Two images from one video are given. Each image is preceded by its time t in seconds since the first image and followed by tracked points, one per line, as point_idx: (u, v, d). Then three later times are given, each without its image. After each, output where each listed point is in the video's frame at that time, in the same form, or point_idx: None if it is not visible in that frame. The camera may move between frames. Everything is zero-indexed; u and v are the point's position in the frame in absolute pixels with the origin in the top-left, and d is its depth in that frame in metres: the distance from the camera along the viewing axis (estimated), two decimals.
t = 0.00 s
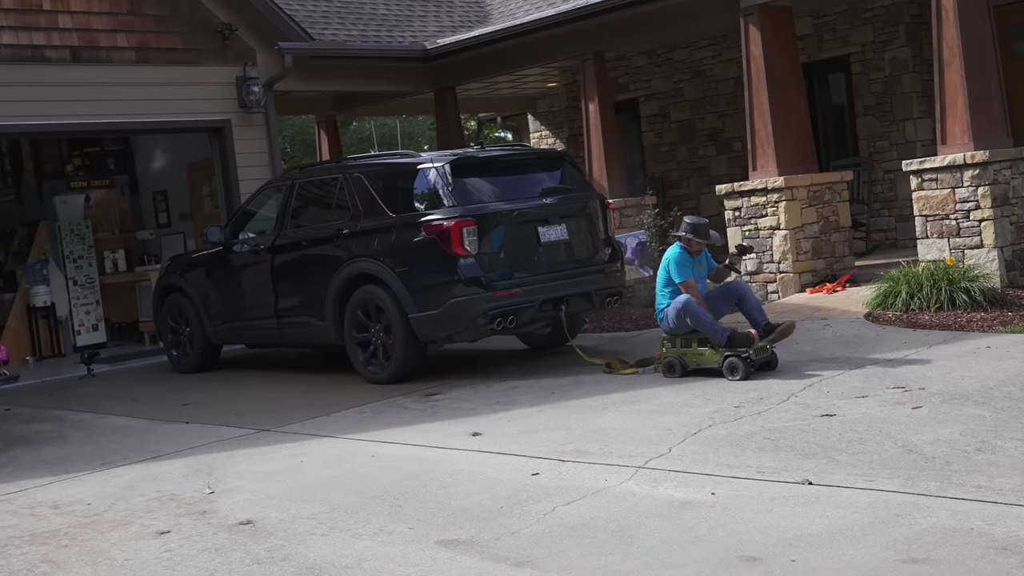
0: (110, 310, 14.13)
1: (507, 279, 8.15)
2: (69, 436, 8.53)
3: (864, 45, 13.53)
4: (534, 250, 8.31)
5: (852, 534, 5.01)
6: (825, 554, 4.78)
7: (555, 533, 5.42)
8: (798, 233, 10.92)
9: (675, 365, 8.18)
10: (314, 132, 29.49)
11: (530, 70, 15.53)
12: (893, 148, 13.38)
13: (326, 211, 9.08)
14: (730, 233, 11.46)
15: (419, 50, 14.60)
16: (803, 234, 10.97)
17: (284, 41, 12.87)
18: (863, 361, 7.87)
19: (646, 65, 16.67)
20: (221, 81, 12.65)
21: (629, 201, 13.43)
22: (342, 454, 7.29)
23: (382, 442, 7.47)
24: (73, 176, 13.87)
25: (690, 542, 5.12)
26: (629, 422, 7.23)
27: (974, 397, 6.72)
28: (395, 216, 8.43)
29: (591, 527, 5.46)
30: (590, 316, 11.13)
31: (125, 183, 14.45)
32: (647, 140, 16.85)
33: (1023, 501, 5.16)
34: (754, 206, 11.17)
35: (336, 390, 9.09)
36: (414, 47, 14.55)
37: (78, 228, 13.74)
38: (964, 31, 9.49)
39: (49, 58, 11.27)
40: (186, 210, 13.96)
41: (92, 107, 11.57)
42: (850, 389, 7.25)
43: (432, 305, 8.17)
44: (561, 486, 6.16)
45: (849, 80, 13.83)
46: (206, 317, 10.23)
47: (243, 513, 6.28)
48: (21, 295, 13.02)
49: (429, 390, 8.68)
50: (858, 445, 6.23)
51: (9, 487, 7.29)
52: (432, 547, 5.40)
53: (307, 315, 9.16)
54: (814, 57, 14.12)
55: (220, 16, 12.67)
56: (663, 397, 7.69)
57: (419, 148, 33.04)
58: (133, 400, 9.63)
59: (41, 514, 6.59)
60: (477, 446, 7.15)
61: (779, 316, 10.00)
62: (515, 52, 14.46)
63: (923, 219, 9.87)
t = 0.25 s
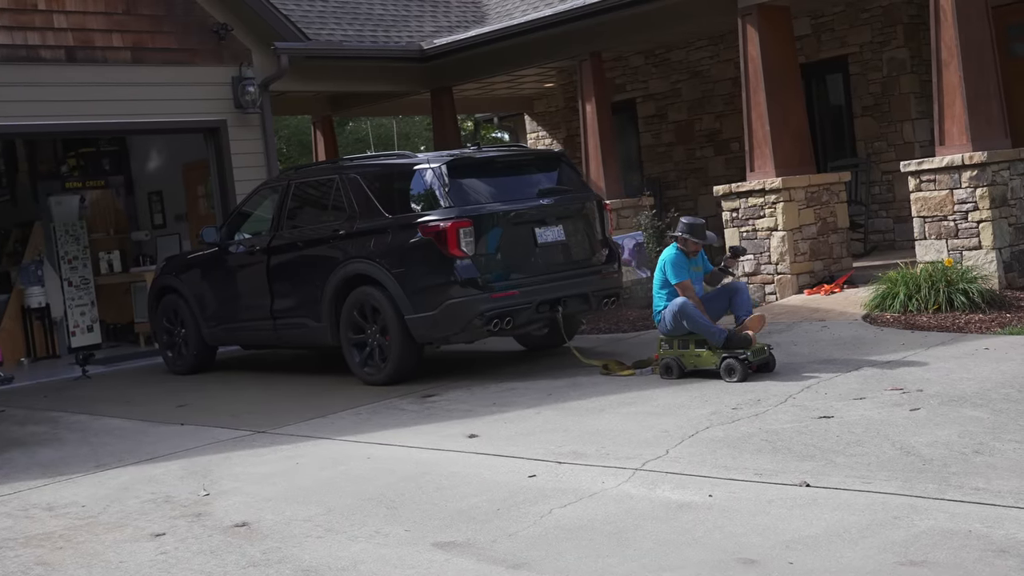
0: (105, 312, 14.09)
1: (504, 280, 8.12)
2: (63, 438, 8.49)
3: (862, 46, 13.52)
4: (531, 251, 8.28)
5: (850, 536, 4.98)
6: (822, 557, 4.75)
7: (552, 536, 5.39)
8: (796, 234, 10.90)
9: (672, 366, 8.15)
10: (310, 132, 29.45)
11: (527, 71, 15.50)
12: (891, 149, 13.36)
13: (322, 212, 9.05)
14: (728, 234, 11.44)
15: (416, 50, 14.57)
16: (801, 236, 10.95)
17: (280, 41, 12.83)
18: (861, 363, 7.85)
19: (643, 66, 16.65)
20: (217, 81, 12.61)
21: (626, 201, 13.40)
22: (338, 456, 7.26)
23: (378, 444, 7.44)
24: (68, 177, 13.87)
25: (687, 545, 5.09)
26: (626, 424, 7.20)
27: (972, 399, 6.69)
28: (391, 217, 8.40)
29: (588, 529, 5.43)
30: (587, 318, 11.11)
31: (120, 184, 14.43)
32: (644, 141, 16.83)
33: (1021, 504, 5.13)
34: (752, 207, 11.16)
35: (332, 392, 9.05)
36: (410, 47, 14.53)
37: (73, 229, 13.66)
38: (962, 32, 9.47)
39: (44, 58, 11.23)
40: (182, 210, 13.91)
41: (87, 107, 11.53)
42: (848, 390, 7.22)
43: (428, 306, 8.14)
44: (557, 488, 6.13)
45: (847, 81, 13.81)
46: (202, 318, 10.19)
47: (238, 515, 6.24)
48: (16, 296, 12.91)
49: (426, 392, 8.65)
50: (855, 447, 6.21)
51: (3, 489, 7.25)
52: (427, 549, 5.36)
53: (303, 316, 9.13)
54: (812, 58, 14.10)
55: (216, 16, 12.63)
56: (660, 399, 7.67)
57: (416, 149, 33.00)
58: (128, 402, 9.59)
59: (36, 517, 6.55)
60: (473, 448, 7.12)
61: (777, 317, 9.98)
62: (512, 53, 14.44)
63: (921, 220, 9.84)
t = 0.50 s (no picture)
0: (97, 312, 14.03)
1: (498, 281, 8.09)
2: (55, 439, 8.44)
3: (857, 47, 13.51)
4: (525, 252, 8.24)
5: (845, 538, 4.96)
6: (818, 559, 4.73)
7: (546, 537, 5.35)
8: (792, 235, 10.88)
9: (668, 368, 8.14)
10: (304, 132, 29.41)
11: (521, 71, 15.47)
12: (887, 150, 13.36)
13: (315, 213, 9.01)
14: (724, 235, 11.42)
15: (410, 50, 14.54)
16: (797, 237, 10.93)
17: (273, 41, 12.79)
18: (856, 365, 7.83)
19: (639, 66, 16.64)
20: (210, 80, 12.56)
21: (620, 202, 13.38)
22: (331, 458, 7.22)
23: (372, 445, 7.40)
24: (60, 176, 13.73)
25: (682, 547, 5.06)
26: (621, 426, 7.18)
27: (968, 401, 6.68)
28: (385, 217, 8.37)
29: (582, 531, 5.40)
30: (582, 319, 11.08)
31: (112, 183, 14.33)
32: (639, 142, 16.82)
33: (1016, 506, 5.11)
34: (748, 208, 11.14)
35: (325, 393, 9.01)
36: (405, 47, 14.50)
37: (65, 229, 13.66)
38: (958, 33, 9.46)
39: (36, 57, 11.18)
40: (175, 211, 13.85)
41: (80, 106, 11.48)
42: (843, 392, 7.21)
43: (423, 307, 8.11)
44: (551, 490, 6.10)
45: (843, 82, 13.81)
46: (195, 319, 10.15)
47: (231, 516, 6.20)
48: (8, 296, 12.82)
49: (420, 393, 8.61)
50: (850, 449, 6.18)
51: None
52: (421, 551, 5.33)
53: (297, 317, 9.08)
54: (808, 58, 14.09)
55: (210, 15, 12.58)
56: (655, 401, 7.64)
57: (410, 149, 32.96)
58: (120, 403, 9.54)
59: (27, 518, 6.50)
60: (467, 449, 7.09)
61: (772, 319, 9.96)
62: (507, 53, 14.41)
63: (917, 222, 9.83)
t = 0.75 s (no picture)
0: (90, 313, 13.95)
1: (492, 282, 8.05)
2: (46, 439, 8.39)
3: (853, 47, 13.50)
4: (520, 252, 8.21)
5: (841, 540, 4.93)
6: (813, 561, 4.70)
7: (540, 539, 5.32)
8: (787, 236, 10.86)
9: (663, 369, 8.10)
10: (297, 132, 29.35)
11: (516, 71, 15.44)
12: (883, 151, 13.35)
13: (309, 212, 8.97)
14: (719, 236, 11.40)
15: (404, 49, 14.50)
16: (792, 237, 10.91)
17: (267, 40, 12.74)
18: (852, 366, 7.81)
19: (634, 66, 16.61)
20: (204, 80, 12.51)
21: (615, 203, 13.34)
22: (325, 459, 7.18)
23: (366, 446, 7.36)
24: (52, 176, 13.74)
25: (677, 548, 5.03)
26: (616, 427, 7.14)
27: (964, 402, 6.66)
28: (379, 217, 8.33)
29: (576, 533, 5.36)
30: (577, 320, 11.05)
31: (105, 183, 14.26)
32: (634, 142, 16.79)
33: (1013, 507, 5.09)
34: (743, 209, 11.12)
35: (319, 394, 8.97)
36: (399, 47, 14.46)
37: (57, 228, 13.66)
38: (955, 33, 9.45)
39: (28, 56, 11.13)
40: (168, 211, 13.79)
41: (72, 105, 11.44)
42: (839, 393, 7.18)
43: (417, 307, 8.07)
44: (546, 492, 6.06)
45: (839, 82, 13.79)
46: (187, 319, 10.10)
47: (224, 518, 6.16)
48: None
49: (413, 394, 8.57)
50: (846, 450, 6.16)
51: None
52: (415, 552, 5.29)
53: (290, 317, 9.04)
54: (804, 58, 14.08)
55: (203, 14, 12.52)
56: (650, 402, 7.61)
57: (404, 149, 32.90)
58: (112, 404, 9.49)
59: (18, 519, 6.45)
60: (461, 450, 7.05)
61: (768, 320, 9.93)
62: (502, 53, 14.38)
63: (913, 223, 9.81)
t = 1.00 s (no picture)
0: (83, 313, 13.87)
1: (487, 282, 8.01)
2: (38, 440, 8.34)
3: (850, 47, 13.49)
4: (515, 253, 8.17)
5: (836, 542, 4.90)
6: (809, 563, 4.67)
7: (535, 541, 5.28)
8: (783, 236, 10.83)
9: (657, 370, 8.08)
10: (291, 131, 29.28)
11: (512, 70, 15.41)
12: (880, 151, 13.33)
13: (303, 212, 8.92)
14: (715, 236, 11.37)
15: (399, 48, 14.47)
16: (789, 238, 10.88)
17: (261, 39, 12.69)
18: (848, 367, 7.79)
19: (629, 66, 16.59)
20: (197, 78, 12.45)
21: (610, 203, 13.31)
22: (319, 460, 7.14)
23: (359, 447, 7.32)
24: (45, 175, 13.63)
25: (672, 550, 5.00)
26: (611, 428, 7.11)
27: (960, 404, 6.64)
28: (373, 217, 8.29)
29: (571, 535, 5.33)
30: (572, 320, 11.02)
31: (98, 182, 14.24)
32: (630, 142, 16.77)
33: (1010, 510, 5.06)
34: (739, 209, 11.09)
35: (312, 395, 8.93)
36: (394, 46, 14.43)
37: (49, 228, 13.52)
38: (952, 33, 9.43)
39: (20, 54, 11.08)
40: (161, 210, 13.72)
41: (65, 104, 11.38)
42: (835, 395, 7.15)
43: (411, 307, 8.03)
44: (541, 493, 6.03)
45: (835, 82, 13.78)
46: (180, 319, 10.05)
47: (216, 519, 6.11)
48: None
49: (408, 395, 8.53)
50: (842, 451, 6.13)
51: None
52: (408, 554, 5.25)
53: (284, 317, 8.99)
54: (800, 58, 14.06)
55: (197, 13, 12.46)
56: (646, 403, 7.58)
57: (399, 148, 32.85)
58: (105, 404, 9.44)
59: (10, 521, 6.40)
60: (456, 451, 7.01)
61: (763, 321, 9.91)
62: (497, 53, 14.34)
63: (910, 223, 9.80)
